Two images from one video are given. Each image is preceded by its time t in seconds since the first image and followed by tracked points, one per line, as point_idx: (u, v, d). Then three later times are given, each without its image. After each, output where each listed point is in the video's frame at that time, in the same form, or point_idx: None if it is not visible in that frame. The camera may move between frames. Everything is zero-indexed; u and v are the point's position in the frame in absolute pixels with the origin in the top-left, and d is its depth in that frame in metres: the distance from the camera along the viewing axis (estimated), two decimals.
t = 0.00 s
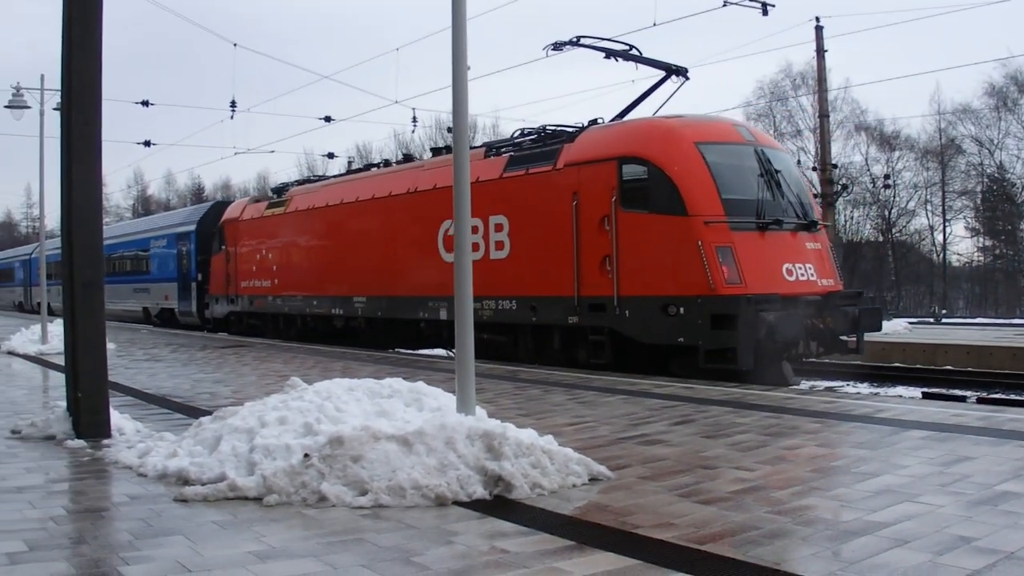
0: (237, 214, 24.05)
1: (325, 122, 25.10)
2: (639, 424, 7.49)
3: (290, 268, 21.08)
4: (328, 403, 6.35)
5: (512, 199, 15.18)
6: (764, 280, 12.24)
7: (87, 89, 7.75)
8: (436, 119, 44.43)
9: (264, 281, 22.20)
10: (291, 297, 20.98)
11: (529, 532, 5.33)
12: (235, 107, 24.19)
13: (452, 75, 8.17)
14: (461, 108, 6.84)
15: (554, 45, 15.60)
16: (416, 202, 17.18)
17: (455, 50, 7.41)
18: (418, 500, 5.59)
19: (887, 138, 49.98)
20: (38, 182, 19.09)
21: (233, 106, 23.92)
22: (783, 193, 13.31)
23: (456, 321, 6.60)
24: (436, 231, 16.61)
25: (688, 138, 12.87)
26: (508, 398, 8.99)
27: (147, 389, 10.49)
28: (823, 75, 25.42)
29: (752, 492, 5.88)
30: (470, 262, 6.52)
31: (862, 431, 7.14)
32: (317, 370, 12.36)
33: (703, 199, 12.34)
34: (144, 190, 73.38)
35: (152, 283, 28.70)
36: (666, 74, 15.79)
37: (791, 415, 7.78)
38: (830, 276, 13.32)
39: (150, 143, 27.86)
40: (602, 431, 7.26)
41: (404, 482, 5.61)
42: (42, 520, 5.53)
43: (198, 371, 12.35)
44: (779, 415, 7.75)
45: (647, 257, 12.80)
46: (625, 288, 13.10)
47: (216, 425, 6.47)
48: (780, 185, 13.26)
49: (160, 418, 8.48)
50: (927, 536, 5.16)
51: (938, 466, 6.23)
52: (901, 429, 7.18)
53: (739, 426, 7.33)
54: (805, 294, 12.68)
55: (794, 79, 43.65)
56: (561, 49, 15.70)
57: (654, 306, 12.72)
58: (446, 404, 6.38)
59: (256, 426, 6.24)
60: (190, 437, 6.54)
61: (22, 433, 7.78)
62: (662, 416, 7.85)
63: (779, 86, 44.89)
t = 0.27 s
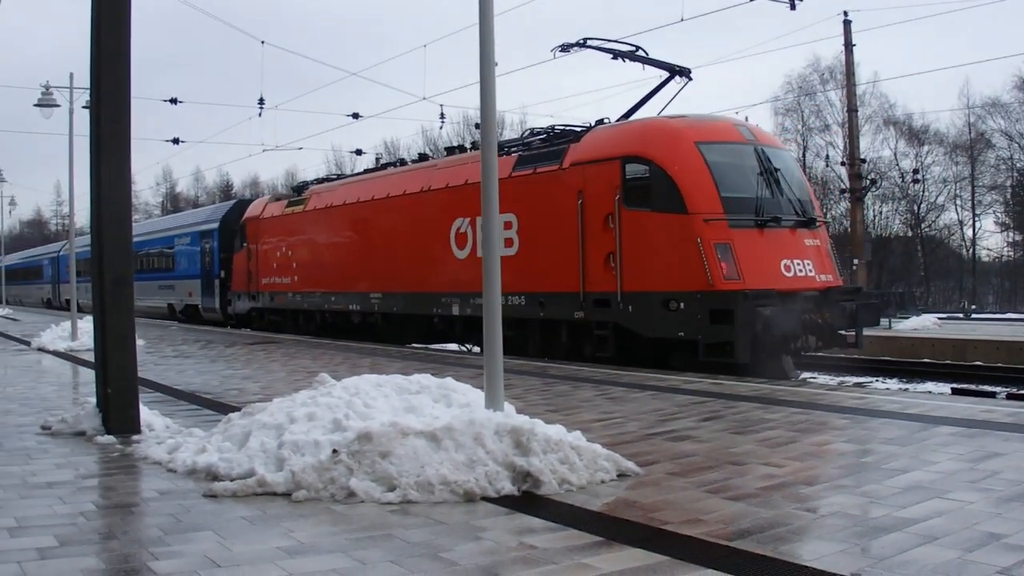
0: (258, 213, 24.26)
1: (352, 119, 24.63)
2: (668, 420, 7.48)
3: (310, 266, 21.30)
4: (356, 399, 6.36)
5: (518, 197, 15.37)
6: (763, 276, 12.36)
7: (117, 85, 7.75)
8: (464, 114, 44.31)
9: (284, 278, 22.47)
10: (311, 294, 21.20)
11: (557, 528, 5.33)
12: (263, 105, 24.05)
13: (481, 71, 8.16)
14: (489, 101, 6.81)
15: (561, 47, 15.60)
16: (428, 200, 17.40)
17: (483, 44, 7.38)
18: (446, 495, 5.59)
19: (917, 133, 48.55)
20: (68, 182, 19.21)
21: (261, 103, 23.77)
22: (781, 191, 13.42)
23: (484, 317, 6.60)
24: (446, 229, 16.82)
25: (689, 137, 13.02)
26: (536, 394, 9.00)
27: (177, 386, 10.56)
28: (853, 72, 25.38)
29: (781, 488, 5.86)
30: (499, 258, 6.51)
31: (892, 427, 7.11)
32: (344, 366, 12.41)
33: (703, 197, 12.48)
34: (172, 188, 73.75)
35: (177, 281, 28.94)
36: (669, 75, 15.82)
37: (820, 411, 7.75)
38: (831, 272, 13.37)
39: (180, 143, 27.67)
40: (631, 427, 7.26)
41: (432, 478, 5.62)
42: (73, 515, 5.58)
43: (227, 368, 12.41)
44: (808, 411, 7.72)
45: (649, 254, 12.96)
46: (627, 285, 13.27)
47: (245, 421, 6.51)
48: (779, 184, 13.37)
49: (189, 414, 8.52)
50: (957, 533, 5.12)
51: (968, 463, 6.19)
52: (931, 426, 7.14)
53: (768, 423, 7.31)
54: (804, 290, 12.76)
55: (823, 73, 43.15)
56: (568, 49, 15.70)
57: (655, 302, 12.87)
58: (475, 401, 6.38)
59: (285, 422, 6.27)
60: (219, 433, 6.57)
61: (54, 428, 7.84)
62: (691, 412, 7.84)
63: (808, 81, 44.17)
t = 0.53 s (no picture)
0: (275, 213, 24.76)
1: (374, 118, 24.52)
2: (690, 418, 7.47)
3: (326, 264, 21.78)
4: (378, 397, 6.37)
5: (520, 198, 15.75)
6: (756, 274, 12.68)
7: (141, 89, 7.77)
8: (486, 112, 44.27)
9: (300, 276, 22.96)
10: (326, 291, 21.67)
11: (579, 526, 5.32)
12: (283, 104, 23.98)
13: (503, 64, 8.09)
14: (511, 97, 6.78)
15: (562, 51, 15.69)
16: (434, 200, 17.74)
17: (504, 40, 7.35)
18: (469, 494, 5.59)
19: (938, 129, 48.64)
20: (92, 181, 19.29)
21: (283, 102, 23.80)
22: (776, 191, 13.71)
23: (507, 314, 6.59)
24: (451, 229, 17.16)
25: (686, 139, 13.36)
26: (558, 392, 9.00)
27: (199, 384, 10.60)
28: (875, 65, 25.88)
29: (804, 487, 5.84)
30: (521, 256, 6.50)
31: (915, 426, 7.08)
32: (366, 364, 12.46)
33: (697, 197, 12.82)
34: (196, 186, 74.07)
35: (196, 279, 29.47)
36: (667, 78, 15.90)
37: (843, 409, 7.72)
38: (825, 270, 13.66)
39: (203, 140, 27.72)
40: (653, 425, 7.25)
41: (454, 476, 5.62)
42: (97, 513, 5.61)
43: (249, 366, 12.45)
44: (831, 409, 7.70)
45: (646, 253, 13.31)
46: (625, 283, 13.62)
47: (267, 419, 6.53)
48: (774, 184, 13.67)
49: (211, 412, 8.55)
50: (980, 532, 5.09)
51: (991, 462, 6.15)
52: (954, 424, 7.10)
53: (791, 421, 7.29)
54: (797, 287, 13.07)
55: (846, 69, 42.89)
56: (569, 53, 15.74)
57: (651, 299, 13.22)
58: (497, 399, 6.37)
59: (307, 420, 6.29)
60: (242, 431, 6.60)
61: (77, 427, 7.86)
62: (713, 410, 7.83)
63: (830, 78, 44.15)
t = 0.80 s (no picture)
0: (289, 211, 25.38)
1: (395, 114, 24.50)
2: (709, 415, 7.47)
3: (338, 261, 22.43)
4: (399, 394, 6.39)
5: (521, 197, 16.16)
6: (747, 272, 13.04)
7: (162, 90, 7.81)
8: (506, 109, 44.38)
9: (313, 273, 23.61)
10: (338, 287, 22.31)
11: (599, 523, 5.31)
12: (304, 103, 24.07)
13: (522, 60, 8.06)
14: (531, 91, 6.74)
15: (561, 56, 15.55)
16: (444, 199, 18.34)
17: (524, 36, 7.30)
18: (488, 490, 5.59)
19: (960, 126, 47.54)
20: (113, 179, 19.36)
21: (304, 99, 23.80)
22: (768, 191, 14.06)
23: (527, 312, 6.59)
24: (459, 227, 17.75)
25: (679, 140, 13.66)
26: (577, 389, 9.01)
27: (220, 380, 10.65)
28: (895, 61, 26.04)
29: (824, 484, 5.83)
30: (541, 253, 6.49)
31: (936, 424, 7.05)
32: (384, 360, 12.50)
33: (690, 197, 13.15)
34: (216, 184, 74.41)
35: (212, 276, 30.05)
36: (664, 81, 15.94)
37: (863, 407, 7.70)
38: (816, 268, 14.05)
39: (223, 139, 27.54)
40: (672, 422, 7.25)
41: (474, 473, 5.62)
42: (118, 508, 5.63)
43: (269, 362, 12.50)
44: (851, 406, 7.69)
45: (641, 251, 13.65)
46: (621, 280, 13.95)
47: (287, 415, 6.56)
48: (766, 184, 14.01)
49: (231, 409, 8.59)
50: (1001, 531, 5.07)
51: (1013, 460, 6.12)
52: (975, 422, 7.08)
53: (812, 418, 7.28)
54: (787, 284, 13.45)
55: (867, 66, 43.23)
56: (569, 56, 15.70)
57: (646, 296, 13.57)
58: (516, 396, 6.38)
59: (327, 417, 6.31)
60: (262, 427, 6.63)
61: (98, 423, 7.89)
62: (732, 408, 7.82)
63: (851, 74, 44.71)
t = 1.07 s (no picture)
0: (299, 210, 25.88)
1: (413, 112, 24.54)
2: (728, 413, 7.46)
3: (346, 259, 22.92)
4: (417, 391, 6.40)
5: (520, 197, 16.48)
6: (738, 269, 13.26)
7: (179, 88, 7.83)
8: (525, 107, 44.37)
9: (322, 271, 24.11)
10: (347, 285, 22.80)
11: (617, 521, 5.30)
12: (324, 100, 24.16)
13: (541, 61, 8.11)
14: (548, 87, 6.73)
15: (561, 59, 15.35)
16: (448, 199, 18.80)
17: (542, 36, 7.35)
18: (507, 488, 5.60)
19: (979, 123, 47.37)
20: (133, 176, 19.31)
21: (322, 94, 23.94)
22: (761, 191, 14.26)
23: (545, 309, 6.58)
24: (463, 226, 18.20)
25: (673, 142, 13.88)
26: (595, 386, 9.01)
27: (239, 377, 10.69)
28: (914, 59, 25.98)
29: (843, 482, 5.82)
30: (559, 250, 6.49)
31: (954, 422, 7.03)
32: (402, 358, 12.51)
33: (682, 196, 13.37)
34: (235, 182, 74.65)
35: (226, 273, 30.55)
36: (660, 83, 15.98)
37: (881, 404, 7.69)
38: (807, 266, 14.25)
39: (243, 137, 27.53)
40: (691, 420, 7.25)
41: (493, 471, 5.63)
42: (137, 505, 5.65)
43: (288, 359, 12.53)
44: (869, 404, 7.67)
45: (635, 249, 13.87)
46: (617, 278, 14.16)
47: (306, 413, 6.58)
48: (758, 183, 14.22)
49: (250, 406, 8.61)
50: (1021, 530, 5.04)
51: None
52: (994, 420, 7.05)
53: (831, 416, 7.26)
54: (778, 282, 13.66)
55: (885, 64, 43.12)
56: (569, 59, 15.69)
57: (641, 293, 13.79)
58: (535, 393, 6.38)
59: (346, 414, 6.34)
60: (281, 424, 6.65)
61: (118, 420, 7.92)
62: (751, 405, 7.82)
63: (870, 72, 44.57)
